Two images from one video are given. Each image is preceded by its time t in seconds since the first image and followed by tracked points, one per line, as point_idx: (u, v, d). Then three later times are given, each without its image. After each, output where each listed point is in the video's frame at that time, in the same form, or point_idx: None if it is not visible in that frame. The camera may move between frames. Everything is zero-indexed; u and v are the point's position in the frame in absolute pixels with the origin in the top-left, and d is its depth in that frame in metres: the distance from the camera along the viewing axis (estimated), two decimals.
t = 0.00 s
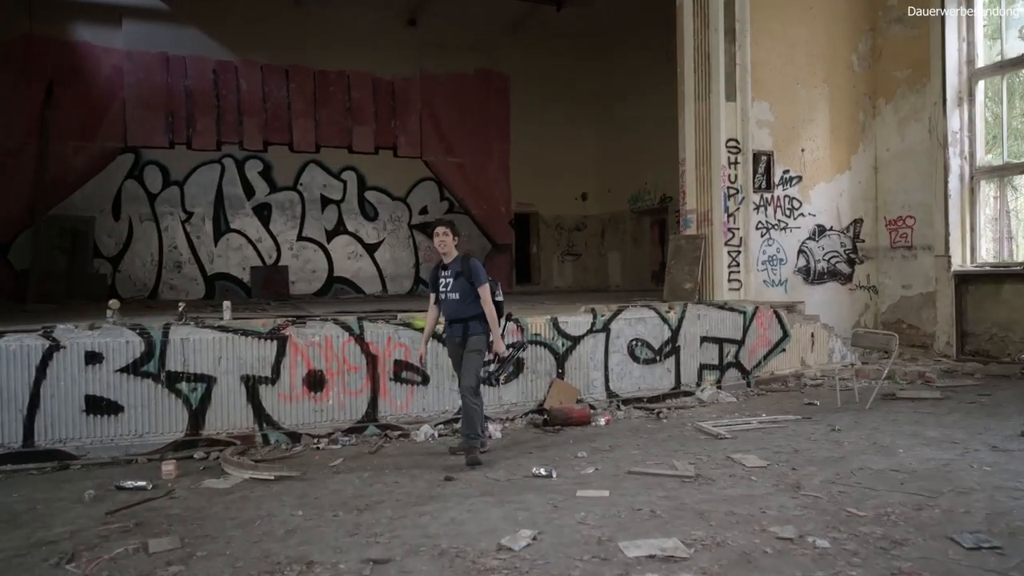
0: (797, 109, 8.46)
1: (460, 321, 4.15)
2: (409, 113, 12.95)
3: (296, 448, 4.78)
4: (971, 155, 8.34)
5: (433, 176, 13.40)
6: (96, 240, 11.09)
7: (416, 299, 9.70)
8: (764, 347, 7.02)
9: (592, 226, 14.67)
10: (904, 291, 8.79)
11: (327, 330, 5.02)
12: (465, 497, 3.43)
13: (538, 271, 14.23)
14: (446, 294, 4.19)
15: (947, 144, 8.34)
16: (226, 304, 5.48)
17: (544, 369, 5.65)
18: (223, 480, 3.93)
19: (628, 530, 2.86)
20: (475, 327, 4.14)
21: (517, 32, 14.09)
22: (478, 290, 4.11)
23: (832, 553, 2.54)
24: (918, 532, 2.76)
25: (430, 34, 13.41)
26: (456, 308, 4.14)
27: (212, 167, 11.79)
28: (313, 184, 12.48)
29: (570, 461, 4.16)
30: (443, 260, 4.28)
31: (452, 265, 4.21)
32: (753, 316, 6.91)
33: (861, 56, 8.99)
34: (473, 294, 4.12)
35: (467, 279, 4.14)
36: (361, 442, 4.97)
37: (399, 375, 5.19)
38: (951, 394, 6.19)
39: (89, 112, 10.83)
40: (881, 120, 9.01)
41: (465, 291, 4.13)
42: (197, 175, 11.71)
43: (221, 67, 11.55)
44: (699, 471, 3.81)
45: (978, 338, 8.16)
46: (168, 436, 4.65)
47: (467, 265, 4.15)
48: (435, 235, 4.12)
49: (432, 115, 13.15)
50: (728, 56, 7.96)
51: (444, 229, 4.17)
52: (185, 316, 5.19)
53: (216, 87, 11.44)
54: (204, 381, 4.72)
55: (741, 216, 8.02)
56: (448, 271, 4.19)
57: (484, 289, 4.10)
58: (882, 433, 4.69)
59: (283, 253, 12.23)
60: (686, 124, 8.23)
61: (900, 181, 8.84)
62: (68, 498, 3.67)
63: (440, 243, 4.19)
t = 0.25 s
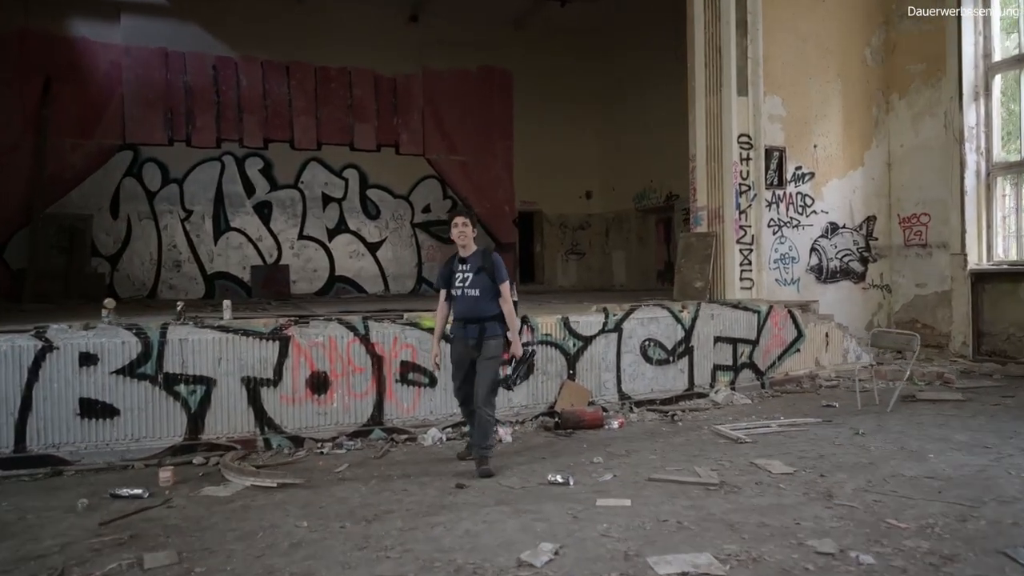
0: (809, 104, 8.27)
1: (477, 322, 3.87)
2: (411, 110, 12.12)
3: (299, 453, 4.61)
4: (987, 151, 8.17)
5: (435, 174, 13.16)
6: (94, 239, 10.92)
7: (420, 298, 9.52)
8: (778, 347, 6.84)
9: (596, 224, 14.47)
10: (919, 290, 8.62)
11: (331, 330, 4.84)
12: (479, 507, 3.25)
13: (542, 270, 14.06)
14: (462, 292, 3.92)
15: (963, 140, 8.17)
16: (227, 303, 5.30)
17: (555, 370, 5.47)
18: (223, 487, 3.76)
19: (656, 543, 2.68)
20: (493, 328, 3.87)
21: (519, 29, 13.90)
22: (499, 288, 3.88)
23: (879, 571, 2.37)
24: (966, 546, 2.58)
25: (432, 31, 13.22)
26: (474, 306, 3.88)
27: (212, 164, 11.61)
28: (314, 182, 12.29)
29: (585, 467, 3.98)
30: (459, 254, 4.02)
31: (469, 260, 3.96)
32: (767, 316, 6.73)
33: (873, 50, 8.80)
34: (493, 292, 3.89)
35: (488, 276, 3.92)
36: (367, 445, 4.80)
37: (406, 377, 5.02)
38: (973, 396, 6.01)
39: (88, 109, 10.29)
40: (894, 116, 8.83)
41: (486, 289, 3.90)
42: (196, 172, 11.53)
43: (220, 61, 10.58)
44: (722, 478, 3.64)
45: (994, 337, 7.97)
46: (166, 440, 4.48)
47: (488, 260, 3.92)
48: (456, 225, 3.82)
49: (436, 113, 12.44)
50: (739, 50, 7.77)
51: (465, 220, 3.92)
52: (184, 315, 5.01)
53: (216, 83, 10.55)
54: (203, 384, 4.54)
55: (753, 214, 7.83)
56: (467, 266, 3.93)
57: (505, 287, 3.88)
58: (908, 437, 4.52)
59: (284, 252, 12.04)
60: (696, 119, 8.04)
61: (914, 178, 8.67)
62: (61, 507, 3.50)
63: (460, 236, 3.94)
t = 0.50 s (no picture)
0: (821, 100, 8.10)
1: (499, 323, 3.60)
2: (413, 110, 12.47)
3: (301, 460, 4.44)
4: (1002, 149, 8.02)
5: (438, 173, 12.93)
6: (91, 238, 10.70)
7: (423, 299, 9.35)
8: (791, 349, 6.68)
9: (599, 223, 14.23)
10: (932, 290, 8.46)
11: (335, 332, 4.67)
12: (493, 520, 3.08)
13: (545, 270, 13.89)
14: (482, 291, 3.63)
15: (978, 137, 8.01)
16: (226, 304, 5.13)
17: (565, 373, 5.30)
18: (223, 497, 3.59)
19: (685, 562, 2.52)
20: (516, 330, 3.63)
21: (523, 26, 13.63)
22: (520, 289, 3.68)
23: None
24: (1016, 565, 2.43)
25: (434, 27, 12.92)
26: (500, 307, 3.60)
27: (211, 163, 11.42)
28: (314, 181, 12.10)
29: (601, 476, 3.81)
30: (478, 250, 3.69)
31: (489, 258, 3.68)
32: (781, 317, 6.56)
33: (885, 47, 8.64)
34: (516, 293, 3.66)
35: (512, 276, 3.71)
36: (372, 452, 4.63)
37: (412, 380, 4.85)
38: (993, 400, 5.85)
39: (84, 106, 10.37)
40: (906, 113, 8.67)
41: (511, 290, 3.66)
42: (195, 171, 11.34)
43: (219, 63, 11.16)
44: (747, 488, 3.47)
45: (1010, 339, 7.77)
46: (164, 446, 4.30)
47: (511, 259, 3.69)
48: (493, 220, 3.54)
49: (438, 111, 12.72)
50: (750, 45, 7.59)
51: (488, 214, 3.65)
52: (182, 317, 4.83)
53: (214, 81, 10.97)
54: (202, 388, 4.37)
55: (764, 212, 7.67)
56: (489, 263, 3.65)
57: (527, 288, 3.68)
58: (934, 444, 4.36)
59: (284, 251, 11.86)
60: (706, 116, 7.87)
61: (926, 177, 8.51)
62: (52, 520, 3.32)
63: (483, 231, 3.65)
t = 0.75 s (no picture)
0: (832, 96, 7.93)
1: (520, 332, 3.26)
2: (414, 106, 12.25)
3: (302, 466, 4.27)
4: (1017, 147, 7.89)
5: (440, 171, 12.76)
6: (87, 237, 10.53)
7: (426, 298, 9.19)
8: (804, 350, 6.51)
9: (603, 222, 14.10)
10: (945, 290, 8.31)
11: (337, 334, 4.50)
12: (506, 532, 2.91)
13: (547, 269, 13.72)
14: (504, 297, 3.25)
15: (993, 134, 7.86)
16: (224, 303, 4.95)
17: (574, 375, 5.13)
18: (221, 507, 3.41)
19: None
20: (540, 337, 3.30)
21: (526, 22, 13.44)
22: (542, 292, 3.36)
23: None
24: None
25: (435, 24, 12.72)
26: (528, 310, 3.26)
27: (209, 161, 11.23)
28: (314, 179, 11.92)
29: (616, 483, 3.64)
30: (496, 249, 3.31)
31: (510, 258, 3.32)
32: (794, 317, 6.40)
33: (897, 42, 8.46)
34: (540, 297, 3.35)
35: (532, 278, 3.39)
36: (375, 457, 4.46)
37: (417, 383, 4.68)
38: (1014, 402, 5.70)
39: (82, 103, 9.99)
40: (918, 109, 8.50)
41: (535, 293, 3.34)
42: (193, 169, 11.15)
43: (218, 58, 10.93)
44: (771, 497, 3.31)
45: None
46: (159, 452, 4.14)
47: (531, 261, 3.36)
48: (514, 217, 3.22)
49: (439, 108, 12.44)
50: (761, 39, 7.42)
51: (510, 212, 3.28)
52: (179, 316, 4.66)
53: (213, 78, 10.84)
54: (198, 391, 4.19)
55: (775, 210, 7.50)
56: (512, 265, 3.28)
57: (546, 294, 3.38)
58: (959, 449, 4.20)
59: (283, 250, 11.67)
60: (715, 111, 7.70)
61: (939, 174, 8.36)
62: (41, 531, 3.15)
63: (503, 229, 3.28)
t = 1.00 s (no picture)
0: (840, 93, 7.80)
1: (549, 326, 2.96)
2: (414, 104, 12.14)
3: (301, 474, 4.11)
4: None
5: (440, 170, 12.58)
6: (82, 237, 10.36)
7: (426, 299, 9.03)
8: (814, 351, 6.37)
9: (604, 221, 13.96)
10: (954, 290, 8.18)
11: (338, 335, 4.36)
12: (518, 548, 2.76)
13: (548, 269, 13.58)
14: (530, 289, 2.95)
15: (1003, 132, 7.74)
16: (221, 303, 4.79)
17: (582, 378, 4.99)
18: (216, 518, 3.26)
19: None
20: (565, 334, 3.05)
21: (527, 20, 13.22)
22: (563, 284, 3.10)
23: None
24: None
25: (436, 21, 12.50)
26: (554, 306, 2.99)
27: (205, 159, 11.06)
28: (312, 177, 11.76)
29: (630, 493, 3.49)
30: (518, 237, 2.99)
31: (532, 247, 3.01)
32: (803, 318, 6.26)
33: (906, 39, 8.33)
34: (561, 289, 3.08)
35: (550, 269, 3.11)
36: (376, 463, 4.32)
37: (420, 387, 4.53)
38: None
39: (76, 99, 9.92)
40: (926, 106, 8.37)
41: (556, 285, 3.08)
42: (189, 168, 10.98)
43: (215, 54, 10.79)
44: (794, 507, 3.16)
45: None
46: (153, 459, 3.99)
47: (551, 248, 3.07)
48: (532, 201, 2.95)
49: (439, 107, 12.33)
50: (768, 35, 7.28)
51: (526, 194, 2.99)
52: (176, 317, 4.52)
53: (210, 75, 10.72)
54: (194, 396, 4.04)
55: (782, 209, 7.36)
56: (537, 254, 2.98)
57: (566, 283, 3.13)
58: (982, 455, 4.06)
59: (281, 250, 11.50)
60: (722, 108, 7.55)
61: (947, 173, 8.24)
62: (27, 545, 2.99)
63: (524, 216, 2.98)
